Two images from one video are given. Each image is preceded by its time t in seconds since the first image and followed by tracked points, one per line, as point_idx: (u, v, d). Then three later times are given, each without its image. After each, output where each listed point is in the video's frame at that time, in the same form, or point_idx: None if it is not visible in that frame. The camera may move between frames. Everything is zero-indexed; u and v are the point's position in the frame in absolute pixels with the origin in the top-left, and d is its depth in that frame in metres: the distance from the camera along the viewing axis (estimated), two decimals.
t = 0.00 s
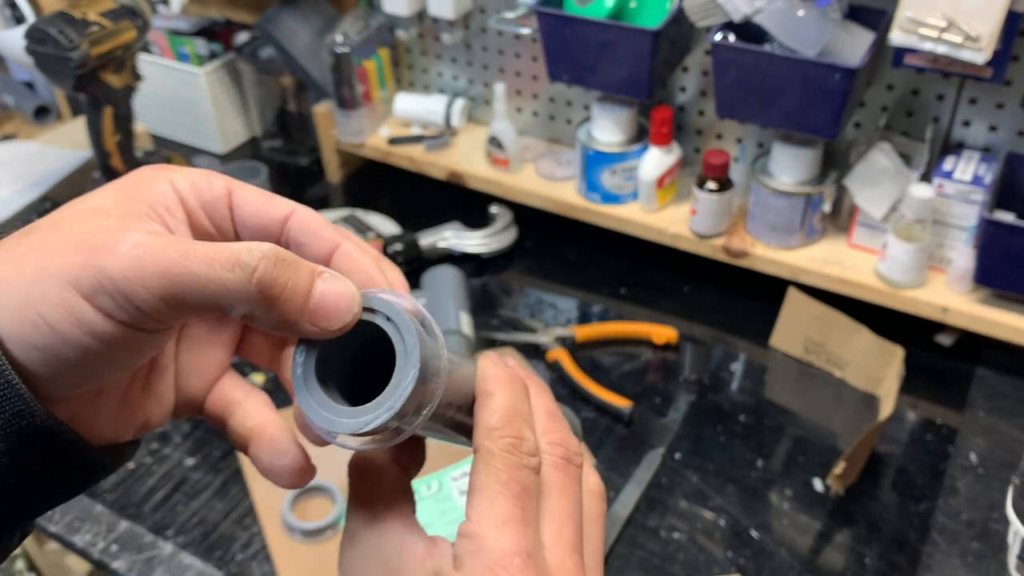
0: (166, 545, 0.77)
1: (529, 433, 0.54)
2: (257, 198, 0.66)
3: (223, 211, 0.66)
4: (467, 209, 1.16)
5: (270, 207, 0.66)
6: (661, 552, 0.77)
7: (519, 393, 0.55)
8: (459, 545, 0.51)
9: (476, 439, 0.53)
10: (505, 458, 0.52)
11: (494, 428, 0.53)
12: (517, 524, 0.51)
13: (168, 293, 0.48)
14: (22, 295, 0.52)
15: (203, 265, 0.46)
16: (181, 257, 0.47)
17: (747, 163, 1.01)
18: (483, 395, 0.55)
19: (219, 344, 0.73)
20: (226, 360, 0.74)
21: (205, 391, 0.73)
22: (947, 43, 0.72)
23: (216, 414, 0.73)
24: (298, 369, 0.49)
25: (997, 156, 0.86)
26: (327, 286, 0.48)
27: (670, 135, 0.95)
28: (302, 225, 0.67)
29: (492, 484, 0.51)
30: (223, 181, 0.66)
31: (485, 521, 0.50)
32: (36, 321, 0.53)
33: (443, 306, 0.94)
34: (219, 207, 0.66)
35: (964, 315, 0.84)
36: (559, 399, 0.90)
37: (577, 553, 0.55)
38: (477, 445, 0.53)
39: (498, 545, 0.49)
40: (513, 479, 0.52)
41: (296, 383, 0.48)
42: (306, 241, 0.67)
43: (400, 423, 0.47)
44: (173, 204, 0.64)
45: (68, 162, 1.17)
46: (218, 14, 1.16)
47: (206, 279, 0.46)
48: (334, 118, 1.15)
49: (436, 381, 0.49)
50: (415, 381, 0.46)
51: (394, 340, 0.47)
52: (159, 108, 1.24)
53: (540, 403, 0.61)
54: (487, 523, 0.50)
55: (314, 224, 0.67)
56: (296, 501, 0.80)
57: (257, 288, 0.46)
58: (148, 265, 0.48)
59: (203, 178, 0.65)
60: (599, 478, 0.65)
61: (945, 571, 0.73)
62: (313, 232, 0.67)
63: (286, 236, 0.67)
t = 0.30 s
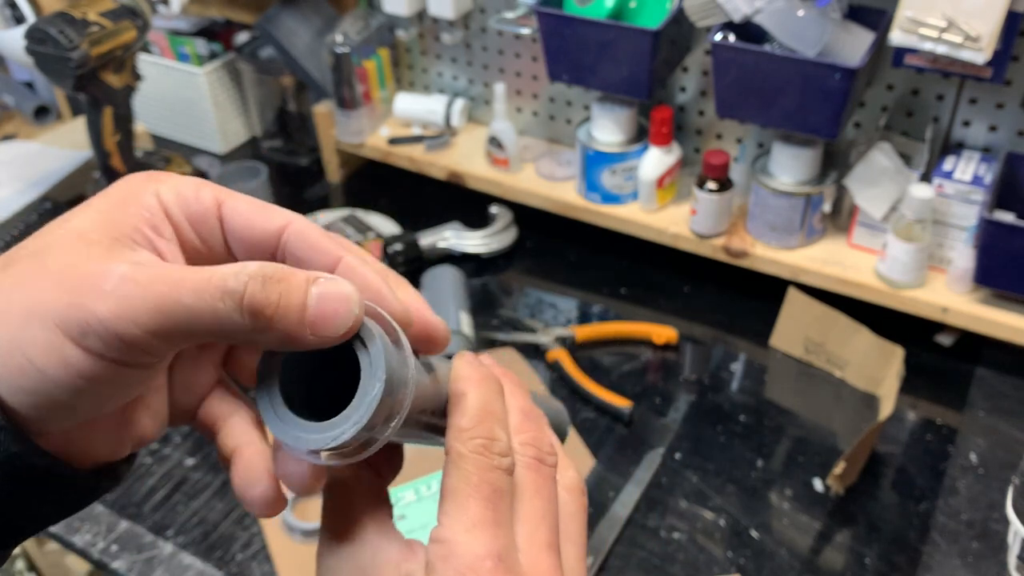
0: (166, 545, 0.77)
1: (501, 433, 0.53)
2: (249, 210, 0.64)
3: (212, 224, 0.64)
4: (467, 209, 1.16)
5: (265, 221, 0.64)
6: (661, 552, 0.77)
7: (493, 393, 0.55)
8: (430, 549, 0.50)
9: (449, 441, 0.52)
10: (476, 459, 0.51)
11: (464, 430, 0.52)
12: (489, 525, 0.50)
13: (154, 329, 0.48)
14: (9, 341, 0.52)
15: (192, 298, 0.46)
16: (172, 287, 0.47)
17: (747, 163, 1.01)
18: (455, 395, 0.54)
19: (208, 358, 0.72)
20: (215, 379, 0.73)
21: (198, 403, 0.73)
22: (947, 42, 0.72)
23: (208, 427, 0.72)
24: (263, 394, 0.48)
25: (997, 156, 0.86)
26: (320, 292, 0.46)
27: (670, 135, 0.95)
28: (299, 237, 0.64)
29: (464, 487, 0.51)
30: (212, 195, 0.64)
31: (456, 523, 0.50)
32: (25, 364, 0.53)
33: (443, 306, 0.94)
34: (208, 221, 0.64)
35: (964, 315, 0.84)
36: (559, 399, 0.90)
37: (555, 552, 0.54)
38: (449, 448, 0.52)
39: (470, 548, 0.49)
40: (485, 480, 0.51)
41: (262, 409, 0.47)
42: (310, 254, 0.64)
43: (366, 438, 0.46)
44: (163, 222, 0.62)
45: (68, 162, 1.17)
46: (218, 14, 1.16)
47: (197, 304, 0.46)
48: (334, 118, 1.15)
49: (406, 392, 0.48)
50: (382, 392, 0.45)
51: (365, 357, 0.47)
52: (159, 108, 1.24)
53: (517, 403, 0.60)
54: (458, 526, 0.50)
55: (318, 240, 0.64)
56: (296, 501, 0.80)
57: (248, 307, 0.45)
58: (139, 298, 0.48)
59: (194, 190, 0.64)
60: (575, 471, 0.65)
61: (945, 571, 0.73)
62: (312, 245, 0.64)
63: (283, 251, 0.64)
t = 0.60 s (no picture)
0: (166, 545, 0.77)
1: (475, 440, 0.54)
2: (197, 189, 0.55)
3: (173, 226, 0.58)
4: (467, 209, 1.16)
5: (218, 190, 0.55)
6: (661, 552, 0.76)
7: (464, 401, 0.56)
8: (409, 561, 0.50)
9: (422, 449, 0.53)
10: (453, 465, 0.52)
11: (436, 437, 0.53)
12: (468, 533, 0.50)
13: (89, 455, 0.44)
14: None
15: (108, 437, 0.42)
16: (90, 403, 0.43)
17: (747, 163, 1.01)
18: (424, 405, 0.54)
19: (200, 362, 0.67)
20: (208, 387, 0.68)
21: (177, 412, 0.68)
22: (947, 42, 0.72)
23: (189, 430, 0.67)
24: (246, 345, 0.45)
25: (997, 156, 0.86)
26: (250, 450, 0.41)
27: (670, 135, 0.95)
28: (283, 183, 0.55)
29: (442, 494, 0.51)
30: (145, 178, 0.55)
31: (434, 532, 0.50)
32: None
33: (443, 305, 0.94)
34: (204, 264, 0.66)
35: (964, 315, 0.84)
36: (559, 399, 0.90)
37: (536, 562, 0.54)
38: (423, 456, 0.52)
39: (451, 556, 0.49)
40: (462, 486, 0.51)
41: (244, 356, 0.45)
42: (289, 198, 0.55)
43: (353, 406, 0.45)
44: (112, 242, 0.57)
45: (68, 162, 1.17)
46: (218, 14, 1.16)
47: (116, 436, 0.42)
48: (334, 118, 1.15)
49: (397, 367, 0.47)
50: (380, 355, 0.45)
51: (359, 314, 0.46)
52: (159, 108, 1.24)
53: (485, 417, 0.61)
54: (437, 535, 0.49)
55: (290, 180, 0.54)
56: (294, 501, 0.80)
57: (169, 437, 0.41)
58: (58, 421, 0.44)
59: (125, 183, 0.55)
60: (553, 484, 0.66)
61: (945, 571, 0.73)
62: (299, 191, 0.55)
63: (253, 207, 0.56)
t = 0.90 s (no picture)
0: (166, 545, 0.77)
1: (464, 438, 0.54)
2: (129, 172, 0.55)
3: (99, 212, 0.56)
4: (467, 209, 1.16)
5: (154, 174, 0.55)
6: (661, 552, 0.76)
7: (451, 398, 0.56)
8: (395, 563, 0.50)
9: (411, 448, 0.53)
10: (441, 465, 0.52)
11: (421, 436, 0.53)
12: (455, 536, 0.50)
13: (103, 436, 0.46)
14: None
15: (111, 414, 0.44)
16: (88, 385, 0.45)
17: (747, 163, 1.01)
18: (412, 403, 0.54)
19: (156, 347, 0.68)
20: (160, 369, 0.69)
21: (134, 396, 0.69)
22: (947, 43, 0.72)
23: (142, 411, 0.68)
24: (217, 323, 0.46)
25: (997, 156, 0.86)
26: (254, 399, 0.42)
27: (670, 135, 0.95)
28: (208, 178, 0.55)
29: (429, 496, 0.51)
30: (76, 149, 0.55)
31: (420, 535, 0.50)
32: None
33: (443, 305, 0.94)
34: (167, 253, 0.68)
35: (964, 315, 0.84)
36: (559, 399, 0.90)
37: (525, 560, 0.55)
38: (410, 455, 0.53)
39: (437, 560, 0.49)
40: (450, 487, 0.52)
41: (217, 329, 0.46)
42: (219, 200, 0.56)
43: (321, 382, 0.45)
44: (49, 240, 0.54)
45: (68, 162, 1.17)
46: (218, 14, 1.16)
47: (121, 413, 0.44)
48: (334, 118, 1.15)
49: (370, 345, 0.47)
50: (351, 329, 0.44)
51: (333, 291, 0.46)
52: (159, 109, 1.24)
53: (478, 411, 0.61)
54: (424, 537, 0.50)
55: (225, 185, 0.55)
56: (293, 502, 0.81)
57: (175, 406, 0.43)
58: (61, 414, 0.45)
59: (45, 156, 0.55)
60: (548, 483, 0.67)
61: (945, 571, 0.73)
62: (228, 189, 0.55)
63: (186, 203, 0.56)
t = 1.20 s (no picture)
0: (166, 545, 0.77)
1: (454, 418, 0.53)
2: (103, 155, 0.54)
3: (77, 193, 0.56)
4: (467, 209, 1.16)
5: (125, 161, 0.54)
6: (661, 552, 0.76)
7: (437, 379, 0.55)
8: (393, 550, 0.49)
9: (401, 432, 0.52)
10: (433, 447, 0.51)
11: (411, 419, 0.52)
12: (451, 517, 0.50)
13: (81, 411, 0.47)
14: None
15: (89, 392, 0.45)
16: (66, 362, 0.45)
17: (747, 163, 1.01)
18: (399, 387, 0.54)
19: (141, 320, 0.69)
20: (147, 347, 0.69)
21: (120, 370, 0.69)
22: (947, 43, 0.72)
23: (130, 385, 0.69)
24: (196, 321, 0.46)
25: (997, 156, 0.86)
26: (227, 378, 0.42)
27: (670, 135, 0.95)
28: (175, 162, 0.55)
29: (422, 479, 0.50)
30: (50, 127, 0.55)
31: (416, 518, 0.49)
32: None
33: (443, 305, 0.94)
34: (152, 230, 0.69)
35: (964, 315, 0.84)
36: (559, 399, 0.90)
37: (524, 536, 0.54)
38: (401, 439, 0.52)
39: (434, 542, 0.48)
40: (443, 467, 0.51)
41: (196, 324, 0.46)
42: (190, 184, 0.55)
43: (303, 366, 0.45)
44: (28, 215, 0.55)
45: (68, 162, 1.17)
46: (218, 14, 1.15)
47: (98, 390, 0.45)
48: (334, 118, 1.15)
49: (350, 325, 0.47)
50: (330, 307, 0.44)
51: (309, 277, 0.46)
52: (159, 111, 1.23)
53: (466, 390, 0.61)
54: (419, 520, 0.49)
55: (199, 170, 0.55)
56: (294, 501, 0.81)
57: (151, 382, 0.43)
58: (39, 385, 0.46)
59: (25, 132, 0.54)
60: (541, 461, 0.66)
61: (945, 571, 0.73)
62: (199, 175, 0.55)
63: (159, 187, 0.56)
